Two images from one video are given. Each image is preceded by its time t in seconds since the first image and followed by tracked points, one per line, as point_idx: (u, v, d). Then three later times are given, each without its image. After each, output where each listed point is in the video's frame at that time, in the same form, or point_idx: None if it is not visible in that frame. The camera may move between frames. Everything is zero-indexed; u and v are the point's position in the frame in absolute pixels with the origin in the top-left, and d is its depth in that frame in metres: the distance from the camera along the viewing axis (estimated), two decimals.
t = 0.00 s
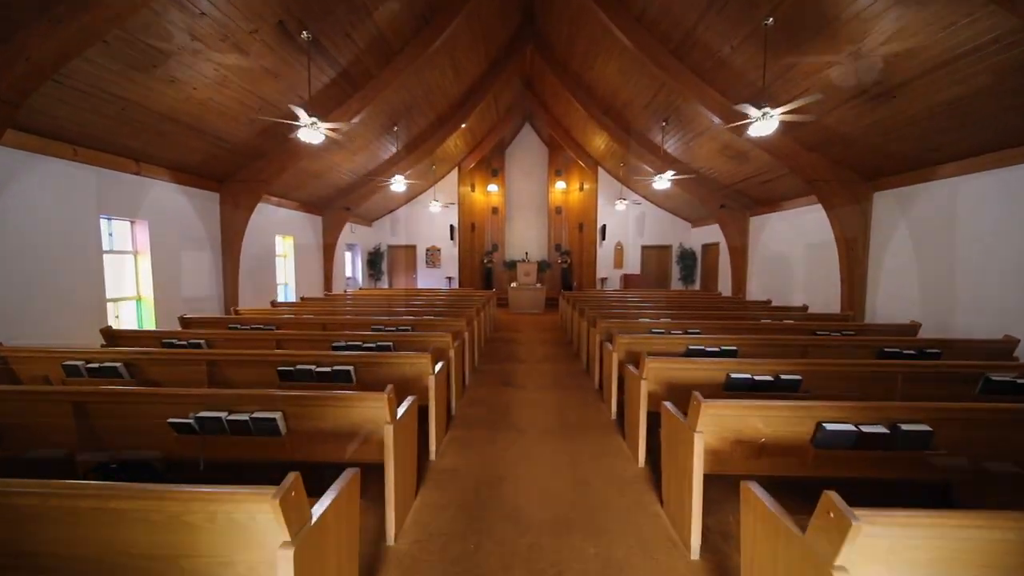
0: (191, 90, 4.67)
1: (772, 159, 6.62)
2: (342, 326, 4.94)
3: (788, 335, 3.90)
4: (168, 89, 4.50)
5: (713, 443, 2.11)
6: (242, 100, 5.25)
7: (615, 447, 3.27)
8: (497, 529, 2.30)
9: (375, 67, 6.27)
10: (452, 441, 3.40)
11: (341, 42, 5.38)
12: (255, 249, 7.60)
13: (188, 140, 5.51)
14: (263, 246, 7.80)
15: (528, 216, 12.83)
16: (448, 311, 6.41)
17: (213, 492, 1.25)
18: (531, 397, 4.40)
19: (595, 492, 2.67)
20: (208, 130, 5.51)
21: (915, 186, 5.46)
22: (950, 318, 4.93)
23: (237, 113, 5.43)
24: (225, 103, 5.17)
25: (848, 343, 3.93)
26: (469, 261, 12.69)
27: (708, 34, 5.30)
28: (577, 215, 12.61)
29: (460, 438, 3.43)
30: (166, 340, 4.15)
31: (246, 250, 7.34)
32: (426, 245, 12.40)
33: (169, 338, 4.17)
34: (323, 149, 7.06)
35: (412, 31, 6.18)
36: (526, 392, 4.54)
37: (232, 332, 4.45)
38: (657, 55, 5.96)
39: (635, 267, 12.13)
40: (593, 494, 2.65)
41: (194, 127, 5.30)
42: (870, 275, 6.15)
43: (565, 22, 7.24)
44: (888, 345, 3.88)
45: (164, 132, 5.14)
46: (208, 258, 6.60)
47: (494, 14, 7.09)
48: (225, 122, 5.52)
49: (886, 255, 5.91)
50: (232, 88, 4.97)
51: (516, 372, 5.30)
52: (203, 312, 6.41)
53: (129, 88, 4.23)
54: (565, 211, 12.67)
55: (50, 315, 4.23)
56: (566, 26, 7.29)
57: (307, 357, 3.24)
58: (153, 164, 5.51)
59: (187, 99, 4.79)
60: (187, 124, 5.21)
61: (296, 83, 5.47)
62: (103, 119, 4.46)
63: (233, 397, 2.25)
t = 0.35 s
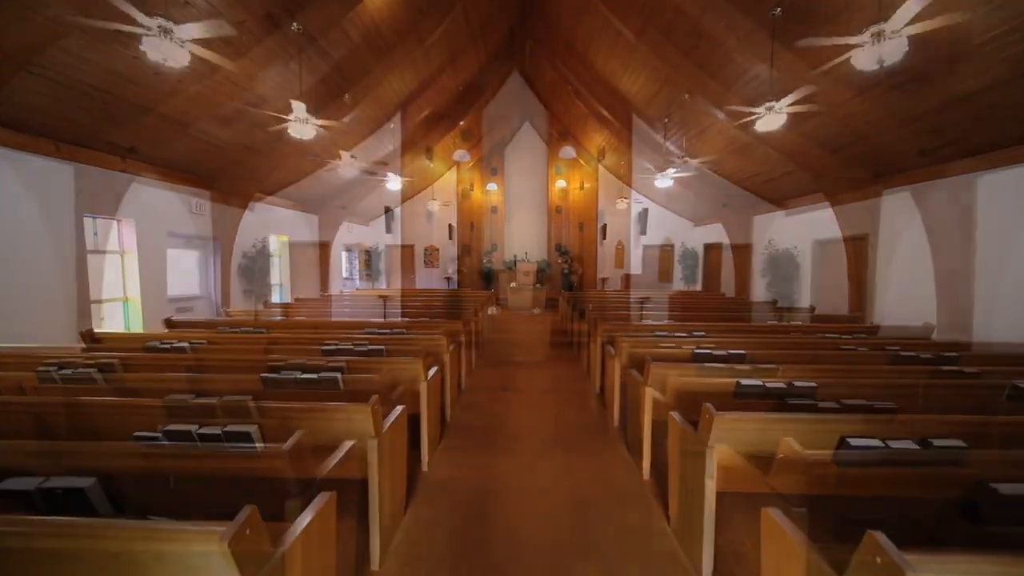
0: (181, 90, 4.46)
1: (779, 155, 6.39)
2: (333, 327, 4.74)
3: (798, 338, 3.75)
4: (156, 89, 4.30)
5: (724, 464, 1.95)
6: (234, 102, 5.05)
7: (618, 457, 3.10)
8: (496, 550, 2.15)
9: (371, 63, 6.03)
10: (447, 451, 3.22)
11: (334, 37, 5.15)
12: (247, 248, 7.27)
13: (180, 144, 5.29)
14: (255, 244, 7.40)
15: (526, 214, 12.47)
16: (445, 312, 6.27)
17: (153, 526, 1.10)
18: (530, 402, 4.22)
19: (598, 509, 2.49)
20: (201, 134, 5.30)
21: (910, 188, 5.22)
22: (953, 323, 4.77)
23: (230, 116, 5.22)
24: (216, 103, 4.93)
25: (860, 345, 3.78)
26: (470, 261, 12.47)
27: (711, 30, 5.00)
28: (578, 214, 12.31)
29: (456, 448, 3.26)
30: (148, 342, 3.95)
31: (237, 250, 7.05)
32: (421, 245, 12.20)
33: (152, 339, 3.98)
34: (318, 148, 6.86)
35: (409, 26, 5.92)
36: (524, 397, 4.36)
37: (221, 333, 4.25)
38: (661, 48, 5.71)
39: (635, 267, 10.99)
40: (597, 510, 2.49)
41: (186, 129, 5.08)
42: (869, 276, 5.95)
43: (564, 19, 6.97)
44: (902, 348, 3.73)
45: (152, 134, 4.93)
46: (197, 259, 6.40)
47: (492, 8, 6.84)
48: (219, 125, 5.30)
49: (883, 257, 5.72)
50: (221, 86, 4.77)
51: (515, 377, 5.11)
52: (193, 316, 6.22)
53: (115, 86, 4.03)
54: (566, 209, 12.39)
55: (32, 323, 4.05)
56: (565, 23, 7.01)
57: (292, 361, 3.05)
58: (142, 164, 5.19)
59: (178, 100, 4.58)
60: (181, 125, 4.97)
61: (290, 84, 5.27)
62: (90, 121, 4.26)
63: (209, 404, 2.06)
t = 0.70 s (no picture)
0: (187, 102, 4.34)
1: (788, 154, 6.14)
2: (322, 329, 4.52)
3: (809, 341, 3.58)
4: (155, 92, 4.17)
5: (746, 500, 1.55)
6: (231, 102, 4.92)
7: (624, 468, 2.93)
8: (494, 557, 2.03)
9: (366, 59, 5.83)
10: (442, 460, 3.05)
11: (330, 30, 4.97)
12: (237, 247, 6.88)
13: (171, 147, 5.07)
14: (246, 243, 6.89)
15: (513, 199, 8.85)
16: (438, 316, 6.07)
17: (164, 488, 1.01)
18: (529, 408, 4.04)
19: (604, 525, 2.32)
20: (195, 138, 5.09)
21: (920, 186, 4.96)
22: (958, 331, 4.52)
23: (227, 118, 5.09)
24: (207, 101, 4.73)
25: (875, 349, 3.61)
26: (466, 260, 8.67)
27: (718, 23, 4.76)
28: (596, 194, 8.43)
29: (452, 457, 3.09)
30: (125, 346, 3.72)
31: (225, 249, 6.70)
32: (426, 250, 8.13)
33: (129, 343, 3.75)
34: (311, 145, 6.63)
35: (406, 21, 5.73)
36: (522, 402, 4.18)
37: (204, 337, 4.03)
38: (666, 40, 5.49)
39: (656, 273, 7.39)
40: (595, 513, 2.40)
41: (181, 132, 4.90)
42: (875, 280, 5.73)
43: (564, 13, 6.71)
44: (918, 353, 3.58)
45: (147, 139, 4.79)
46: (184, 258, 6.23)
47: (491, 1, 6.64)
48: (213, 127, 5.08)
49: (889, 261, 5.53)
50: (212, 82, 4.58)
51: (511, 383, 4.91)
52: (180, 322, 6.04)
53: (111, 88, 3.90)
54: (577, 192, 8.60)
55: (17, 328, 3.92)
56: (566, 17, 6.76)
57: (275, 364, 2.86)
58: (135, 165, 5.00)
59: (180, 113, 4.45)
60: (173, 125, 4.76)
61: (285, 82, 5.16)
62: (84, 124, 4.12)
63: (173, 418, 1.84)
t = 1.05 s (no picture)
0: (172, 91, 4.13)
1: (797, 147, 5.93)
2: (312, 328, 4.30)
3: (827, 342, 3.38)
4: (137, 80, 3.97)
5: (782, 524, 1.23)
6: (219, 92, 4.71)
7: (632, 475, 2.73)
8: None
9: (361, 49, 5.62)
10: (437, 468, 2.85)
11: (323, 18, 4.75)
12: (228, 244, 6.76)
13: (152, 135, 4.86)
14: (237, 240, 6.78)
15: (513, 197, 8.70)
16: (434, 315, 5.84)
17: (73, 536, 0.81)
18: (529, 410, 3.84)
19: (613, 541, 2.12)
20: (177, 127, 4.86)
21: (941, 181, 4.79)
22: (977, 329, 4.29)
23: (216, 109, 4.88)
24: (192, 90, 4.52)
25: (895, 351, 3.41)
26: (467, 258, 8.47)
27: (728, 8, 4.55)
28: (599, 190, 7.97)
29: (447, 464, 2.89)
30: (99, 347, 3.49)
31: (216, 246, 6.52)
32: (426, 248, 7.90)
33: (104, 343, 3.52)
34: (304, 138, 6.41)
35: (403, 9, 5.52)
36: (522, 405, 3.98)
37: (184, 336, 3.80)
38: (672, 29, 5.26)
39: (660, 272, 7.01)
40: (601, 525, 2.20)
41: (166, 122, 4.67)
42: (887, 279, 5.50)
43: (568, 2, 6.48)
44: (939, 355, 3.40)
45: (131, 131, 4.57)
46: (173, 256, 5.98)
47: None
48: (197, 117, 4.87)
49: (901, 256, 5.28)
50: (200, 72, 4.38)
51: (510, 385, 4.71)
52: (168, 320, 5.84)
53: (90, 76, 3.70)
54: (578, 189, 8.37)
55: None
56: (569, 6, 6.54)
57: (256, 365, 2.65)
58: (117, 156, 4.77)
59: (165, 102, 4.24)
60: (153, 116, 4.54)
61: (276, 72, 4.95)
62: (63, 113, 3.92)
63: (130, 430, 1.64)
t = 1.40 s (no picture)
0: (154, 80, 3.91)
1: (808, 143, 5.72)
2: (302, 332, 4.07)
3: (849, 346, 3.17)
4: (116, 68, 3.74)
5: None
6: (205, 83, 4.48)
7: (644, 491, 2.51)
8: None
9: (357, 41, 5.39)
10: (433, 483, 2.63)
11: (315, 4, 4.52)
12: (219, 243, 6.55)
13: (137, 130, 4.63)
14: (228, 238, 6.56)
15: (513, 194, 8.48)
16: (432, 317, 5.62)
17: None
18: (531, 418, 3.62)
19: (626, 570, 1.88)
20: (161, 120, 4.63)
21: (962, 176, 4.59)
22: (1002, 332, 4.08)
23: (202, 100, 4.66)
24: (176, 81, 4.28)
25: (922, 356, 3.20)
26: (466, 258, 8.28)
27: None
28: (601, 187, 7.75)
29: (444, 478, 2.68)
30: (71, 352, 3.26)
31: (206, 245, 6.30)
32: (424, 246, 7.68)
33: (76, 347, 3.28)
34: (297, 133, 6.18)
35: None
36: (523, 412, 3.76)
37: (164, 339, 3.58)
38: (680, 17, 5.02)
39: (665, 272, 6.79)
40: (612, 553, 1.99)
41: (148, 114, 4.44)
42: (903, 279, 5.28)
43: None
44: (968, 360, 3.19)
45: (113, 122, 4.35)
46: (160, 254, 5.76)
47: None
48: (183, 109, 4.63)
49: (918, 255, 5.06)
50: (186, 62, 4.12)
51: (511, 390, 4.50)
52: (155, 321, 5.61)
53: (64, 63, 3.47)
54: (580, 186, 8.17)
55: None
56: None
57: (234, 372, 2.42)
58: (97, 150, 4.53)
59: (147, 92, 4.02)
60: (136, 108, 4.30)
61: (265, 61, 4.72)
62: (38, 103, 3.70)
63: (73, 454, 1.43)
